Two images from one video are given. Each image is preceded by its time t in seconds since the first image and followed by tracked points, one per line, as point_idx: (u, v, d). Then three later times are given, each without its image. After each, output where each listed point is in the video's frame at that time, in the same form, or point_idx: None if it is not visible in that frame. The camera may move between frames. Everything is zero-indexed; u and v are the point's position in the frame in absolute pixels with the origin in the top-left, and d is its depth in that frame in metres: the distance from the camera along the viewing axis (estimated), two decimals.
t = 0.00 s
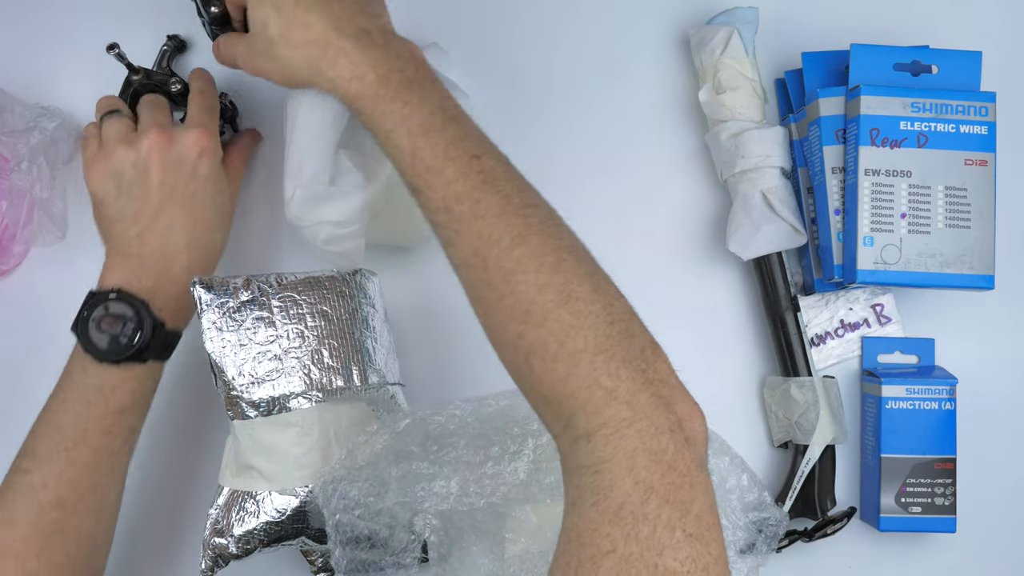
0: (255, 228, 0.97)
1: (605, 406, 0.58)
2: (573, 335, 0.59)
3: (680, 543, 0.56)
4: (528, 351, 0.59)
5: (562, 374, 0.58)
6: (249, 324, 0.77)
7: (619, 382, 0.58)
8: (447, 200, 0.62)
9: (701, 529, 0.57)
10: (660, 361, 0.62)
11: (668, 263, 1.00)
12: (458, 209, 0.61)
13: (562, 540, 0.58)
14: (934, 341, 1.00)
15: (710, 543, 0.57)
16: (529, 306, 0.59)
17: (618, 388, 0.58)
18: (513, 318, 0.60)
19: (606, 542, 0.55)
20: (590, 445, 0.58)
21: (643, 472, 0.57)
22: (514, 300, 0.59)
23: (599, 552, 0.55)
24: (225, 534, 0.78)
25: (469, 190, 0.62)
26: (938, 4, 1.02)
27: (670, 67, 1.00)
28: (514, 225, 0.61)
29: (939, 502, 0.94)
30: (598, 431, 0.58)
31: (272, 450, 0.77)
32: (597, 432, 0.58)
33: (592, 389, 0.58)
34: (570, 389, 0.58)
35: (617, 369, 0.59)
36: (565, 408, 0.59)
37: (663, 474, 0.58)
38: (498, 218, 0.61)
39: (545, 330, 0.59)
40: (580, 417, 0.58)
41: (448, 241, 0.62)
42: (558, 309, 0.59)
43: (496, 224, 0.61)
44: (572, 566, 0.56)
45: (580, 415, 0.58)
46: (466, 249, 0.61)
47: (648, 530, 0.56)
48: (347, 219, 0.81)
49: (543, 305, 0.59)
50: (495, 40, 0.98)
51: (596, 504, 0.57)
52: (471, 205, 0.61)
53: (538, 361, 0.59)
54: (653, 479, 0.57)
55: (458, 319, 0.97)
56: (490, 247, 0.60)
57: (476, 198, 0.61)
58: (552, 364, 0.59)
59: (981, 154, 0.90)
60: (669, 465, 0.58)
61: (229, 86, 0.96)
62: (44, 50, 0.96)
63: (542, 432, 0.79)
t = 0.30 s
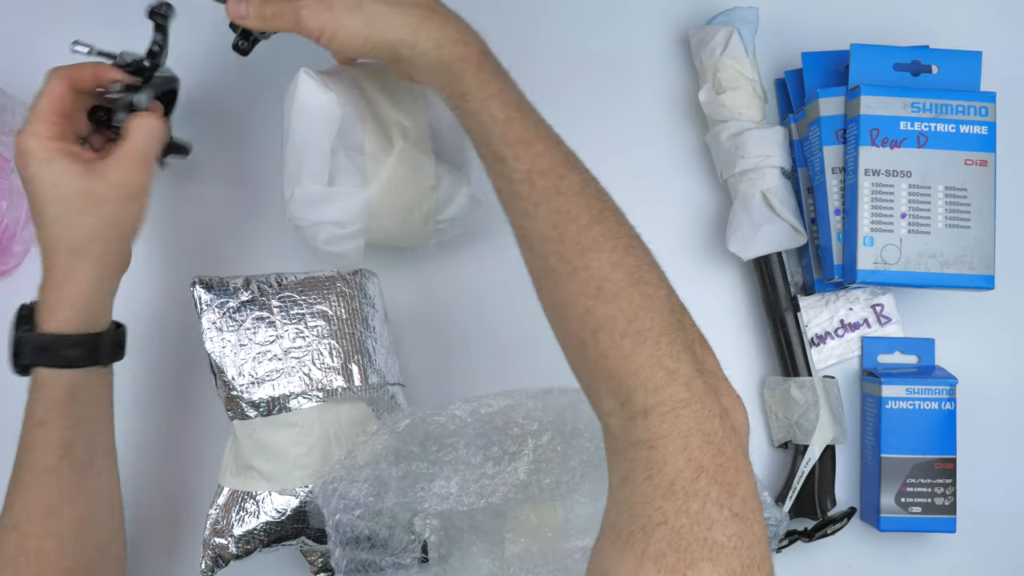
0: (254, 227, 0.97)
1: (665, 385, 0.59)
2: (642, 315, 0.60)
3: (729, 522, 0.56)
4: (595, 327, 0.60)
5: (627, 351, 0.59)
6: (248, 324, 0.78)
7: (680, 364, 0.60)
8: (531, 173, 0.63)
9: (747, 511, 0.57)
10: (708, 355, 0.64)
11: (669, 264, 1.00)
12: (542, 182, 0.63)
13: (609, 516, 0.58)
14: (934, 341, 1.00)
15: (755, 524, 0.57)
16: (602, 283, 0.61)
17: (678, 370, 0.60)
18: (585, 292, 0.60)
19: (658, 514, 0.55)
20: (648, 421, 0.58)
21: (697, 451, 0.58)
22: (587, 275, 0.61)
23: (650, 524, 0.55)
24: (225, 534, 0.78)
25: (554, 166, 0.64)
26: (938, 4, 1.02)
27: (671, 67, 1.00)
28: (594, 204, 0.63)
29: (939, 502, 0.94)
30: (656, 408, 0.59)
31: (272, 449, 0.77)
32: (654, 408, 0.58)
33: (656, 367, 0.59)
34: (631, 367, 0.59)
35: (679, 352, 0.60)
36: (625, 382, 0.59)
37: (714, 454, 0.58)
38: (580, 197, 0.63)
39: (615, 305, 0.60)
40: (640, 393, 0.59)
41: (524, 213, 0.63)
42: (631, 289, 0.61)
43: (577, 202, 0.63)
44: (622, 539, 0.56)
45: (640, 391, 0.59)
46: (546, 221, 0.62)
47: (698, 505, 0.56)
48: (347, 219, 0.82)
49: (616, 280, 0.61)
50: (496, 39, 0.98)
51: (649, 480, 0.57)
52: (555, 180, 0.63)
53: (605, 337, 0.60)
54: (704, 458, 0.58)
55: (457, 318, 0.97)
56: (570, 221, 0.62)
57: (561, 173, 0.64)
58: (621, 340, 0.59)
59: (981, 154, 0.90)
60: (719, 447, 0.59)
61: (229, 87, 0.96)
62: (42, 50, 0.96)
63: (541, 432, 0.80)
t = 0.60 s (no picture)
0: (253, 227, 0.97)
1: (657, 344, 0.65)
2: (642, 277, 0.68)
3: (716, 471, 0.59)
4: (594, 287, 0.67)
5: (624, 310, 0.66)
6: (248, 324, 0.78)
7: (672, 327, 0.66)
8: (548, 148, 0.74)
9: (732, 463, 0.61)
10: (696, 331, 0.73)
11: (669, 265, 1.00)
12: (557, 156, 0.74)
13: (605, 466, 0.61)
14: (934, 341, 1.00)
15: (739, 478, 0.60)
16: (604, 247, 0.69)
17: (669, 333, 0.66)
18: (587, 256, 0.69)
19: (650, 461, 0.59)
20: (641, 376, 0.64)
21: (686, 406, 0.62)
22: (590, 239, 0.69)
23: (644, 471, 0.58)
24: (225, 534, 0.78)
25: (569, 144, 0.75)
26: (938, 4, 1.02)
27: (671, 67, 1.00)
28: (603, 179, 0.73)
29: (938, 502, 0.94)
30: (648, 364, 0.64)
31: (272, 449, 0.77)
32: (647, 365, 0.64)
33: (650, 326, 0.65)
34: (626, 326, 0.66)
35: (672, 317, 0.67)
36: (619, 340, 0.66)
37: (701, 410, 0.62)
38: (590, 173, 0.73)
39: (614, 268, 0.67)
40: (634, 350, 0.65)
41: (538, 183, 0.73)
42: (629, 256, 0.68)
43: (587, 176, 0.73)
44: (619, 485, 0.58)
45: (633, 348, 0.65)
46: (557, 191, 0.72)
47: (688, 454, 0.59)
48: (352, 214, 0.82)
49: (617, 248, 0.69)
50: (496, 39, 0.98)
51: (641, 432, 0.61)
52: (568, 156, 0.74)
53: (603, 296, 0.67)
54: (692, 412, 0.62)
55: (457, 318, 0.98)
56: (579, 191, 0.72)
57: (575, 152, 0.74)
58: (617, 300, 0.66)
59: (981, 154, 0.90)
60: (705, 404, 0.63)
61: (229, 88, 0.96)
62: (42, 51, 0.96)
63: (542, 432, 0.79)
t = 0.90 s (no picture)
0: (254, 227, 0.97)
1: (658, 317, 0.65)
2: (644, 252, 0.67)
3: (716, 440, 0.60)
4: (596, 262, 0.67)
5: (625, 285, 0.66)
6: (248, 324, 0.78)
7: (672, 299, 0.66)
8: (550, 129, 0.74)
9: (734, 431, 0.61)
10: (701, 304, 0.71)
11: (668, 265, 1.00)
12: (560, 136, 0.73)
13: (610, 436, 0.62)
14: (934, 341, 1.00)
15: (742, 446, 0.61)
16: (605, 222, 0.68)
17: (670, 305, 0.66)
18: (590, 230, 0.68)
19: (651, 431, 0.59)
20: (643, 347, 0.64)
21: (686, 376, 0.62)
22: (592, 216, 0.69)
23: (644, 440, 0.59)
24: (225, 534, 0.78)
25: (572, 124, 0.74)
26: (938, 5, 1.02)
27: (671, 67, 1.00)
28: (604, 157, 0.72)
29: (938, 502, 0.94)
30: (649, 338, 0.64)
31: (272, 449, 0.77)
32: (649, 338, 0.64)
33: (650, 302, 0.65)
34: (628, 299, 0.66)
35: (672, 290, 0.67)
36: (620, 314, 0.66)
37: (702, 381, 0.63)
38: (592, 151, 0.73)
39: (614, 244, 0.67)
40: (635, 325, 0.65)
41: (542, 163, 0.73)
42: (631, 232, 0.68)
43: (589, 155, 0.72)
44: (620, 454, 0.59)
45: (634, 322, 0.65)
46: (558, 170, 0.72)
47: (688, 424, 0.60)
48: (354, 214, 0.82)
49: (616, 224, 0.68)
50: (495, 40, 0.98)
51: (643, 402, 0.61)
52: (570, 135, 0.73)
53: (604, 272, 0.67)
54: (693, 382, 0.62)
55: (458, 318, 0.98)
56: (580, 172, 0.71)
57: (576, 131, 0.74)
58: (618, 275, 0.66)
59: (981, 154, 0.90)
60: (708, 375, 0.63)
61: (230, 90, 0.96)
62: (40, 51, 0.96)
63: (542, 431, 0.79)
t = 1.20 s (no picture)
0: (254, 227, 0.97)
1: (671, 327, 0.65)
2: (658, 262, 0.67)
3: (730, 450, 0.60)
4: (609, 271, 0.67)
5: (638, 294, 0.66)
6: (248, 324, 0.78)
7: (686, 308, 0.66)
8: (557, 135, 0.74)
9: (747, 443, 0.61)
10: (715, 310, 0.74)
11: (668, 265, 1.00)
12: (566, 143, 0.73)
13: (621, 447, 0.62)
14: (934, 341, 1.00)
15: (756, 457, 0.61)
16: (615, 231, 0.68)
17: (684, 313, 0.66)
18: (600, 239, 0.68)
19: (664, 441, 0.59)
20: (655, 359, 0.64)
21: (700, 386, 0.62)
22: (602, 224, 0.69)
23: (658, 450, 0.59)
24: (225, 534, 0.78)
25: (577, 130, 0.74)
26: (938, 4, 1.02)
27: (670, 67, 1.00)
28: (613, 163, 0.72)
29: (938, 502, 0.94)
30: (663, 347, 0.64)
31: (272, 449, 0.77)
32: (663, 347, 0.64)
33: (664, 311, 0.65)
34: (641, 309, 0.66)
35: (686, 299, 0.67)
36: (635, 323, 0.65)
37: (717, 391, 0.63)
38: (601, 157, 0.73)
39: (627, 253, 0.67)
40: (648, 334, 0.65)
41: (552, 169, 0.73)
42: (642, 239, 0.68)
43: (597, 161, 0.73)
44: (633, 463, 0.59)
45: (648, 331, 0.65)
46: (568, 177, 0.72)
47: (702, 434, 0.60)
48: (346, 214, 0.82)
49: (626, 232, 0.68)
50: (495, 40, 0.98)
51: (656, 411, 0.61)
52: (577, 141, 0.74)
53: (617, 281, 0.67)
54: (707, 393, 0.62)
55: (458, 318, 0.98)
56: (593, 179, 0.71)
57: (583, 137, 0.74)
58: (630, 284, 0.66)
59: (981, 154, 0.90)
60: (722, 385, 0.63)
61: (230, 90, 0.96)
62: (40, 52, 0.97)
63: (543, 431, 0.79)
